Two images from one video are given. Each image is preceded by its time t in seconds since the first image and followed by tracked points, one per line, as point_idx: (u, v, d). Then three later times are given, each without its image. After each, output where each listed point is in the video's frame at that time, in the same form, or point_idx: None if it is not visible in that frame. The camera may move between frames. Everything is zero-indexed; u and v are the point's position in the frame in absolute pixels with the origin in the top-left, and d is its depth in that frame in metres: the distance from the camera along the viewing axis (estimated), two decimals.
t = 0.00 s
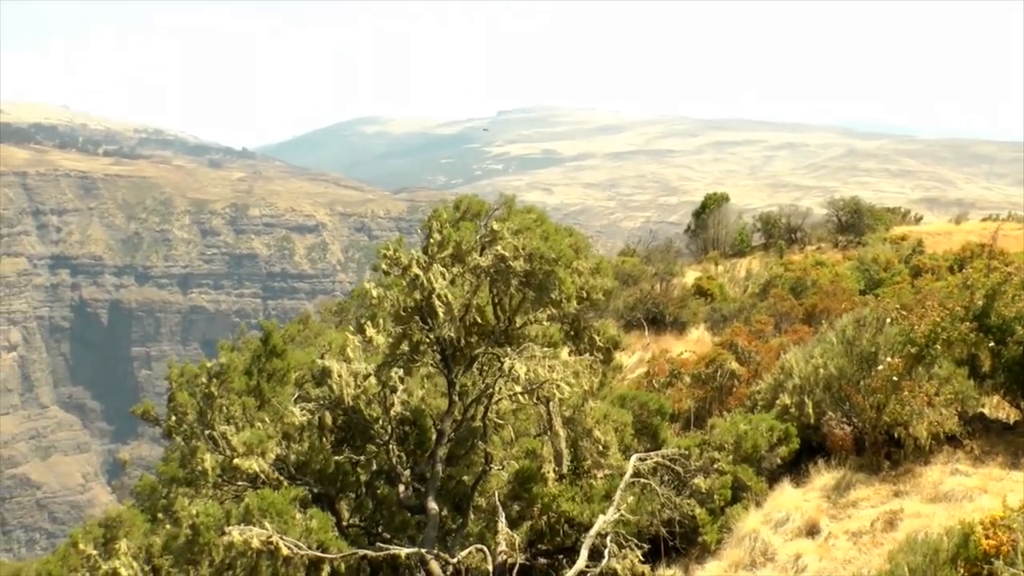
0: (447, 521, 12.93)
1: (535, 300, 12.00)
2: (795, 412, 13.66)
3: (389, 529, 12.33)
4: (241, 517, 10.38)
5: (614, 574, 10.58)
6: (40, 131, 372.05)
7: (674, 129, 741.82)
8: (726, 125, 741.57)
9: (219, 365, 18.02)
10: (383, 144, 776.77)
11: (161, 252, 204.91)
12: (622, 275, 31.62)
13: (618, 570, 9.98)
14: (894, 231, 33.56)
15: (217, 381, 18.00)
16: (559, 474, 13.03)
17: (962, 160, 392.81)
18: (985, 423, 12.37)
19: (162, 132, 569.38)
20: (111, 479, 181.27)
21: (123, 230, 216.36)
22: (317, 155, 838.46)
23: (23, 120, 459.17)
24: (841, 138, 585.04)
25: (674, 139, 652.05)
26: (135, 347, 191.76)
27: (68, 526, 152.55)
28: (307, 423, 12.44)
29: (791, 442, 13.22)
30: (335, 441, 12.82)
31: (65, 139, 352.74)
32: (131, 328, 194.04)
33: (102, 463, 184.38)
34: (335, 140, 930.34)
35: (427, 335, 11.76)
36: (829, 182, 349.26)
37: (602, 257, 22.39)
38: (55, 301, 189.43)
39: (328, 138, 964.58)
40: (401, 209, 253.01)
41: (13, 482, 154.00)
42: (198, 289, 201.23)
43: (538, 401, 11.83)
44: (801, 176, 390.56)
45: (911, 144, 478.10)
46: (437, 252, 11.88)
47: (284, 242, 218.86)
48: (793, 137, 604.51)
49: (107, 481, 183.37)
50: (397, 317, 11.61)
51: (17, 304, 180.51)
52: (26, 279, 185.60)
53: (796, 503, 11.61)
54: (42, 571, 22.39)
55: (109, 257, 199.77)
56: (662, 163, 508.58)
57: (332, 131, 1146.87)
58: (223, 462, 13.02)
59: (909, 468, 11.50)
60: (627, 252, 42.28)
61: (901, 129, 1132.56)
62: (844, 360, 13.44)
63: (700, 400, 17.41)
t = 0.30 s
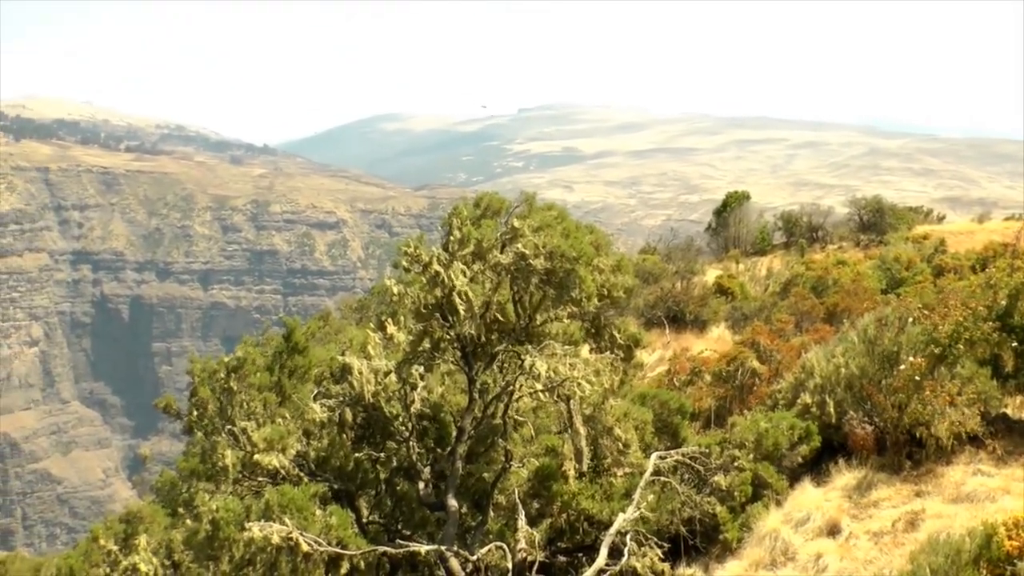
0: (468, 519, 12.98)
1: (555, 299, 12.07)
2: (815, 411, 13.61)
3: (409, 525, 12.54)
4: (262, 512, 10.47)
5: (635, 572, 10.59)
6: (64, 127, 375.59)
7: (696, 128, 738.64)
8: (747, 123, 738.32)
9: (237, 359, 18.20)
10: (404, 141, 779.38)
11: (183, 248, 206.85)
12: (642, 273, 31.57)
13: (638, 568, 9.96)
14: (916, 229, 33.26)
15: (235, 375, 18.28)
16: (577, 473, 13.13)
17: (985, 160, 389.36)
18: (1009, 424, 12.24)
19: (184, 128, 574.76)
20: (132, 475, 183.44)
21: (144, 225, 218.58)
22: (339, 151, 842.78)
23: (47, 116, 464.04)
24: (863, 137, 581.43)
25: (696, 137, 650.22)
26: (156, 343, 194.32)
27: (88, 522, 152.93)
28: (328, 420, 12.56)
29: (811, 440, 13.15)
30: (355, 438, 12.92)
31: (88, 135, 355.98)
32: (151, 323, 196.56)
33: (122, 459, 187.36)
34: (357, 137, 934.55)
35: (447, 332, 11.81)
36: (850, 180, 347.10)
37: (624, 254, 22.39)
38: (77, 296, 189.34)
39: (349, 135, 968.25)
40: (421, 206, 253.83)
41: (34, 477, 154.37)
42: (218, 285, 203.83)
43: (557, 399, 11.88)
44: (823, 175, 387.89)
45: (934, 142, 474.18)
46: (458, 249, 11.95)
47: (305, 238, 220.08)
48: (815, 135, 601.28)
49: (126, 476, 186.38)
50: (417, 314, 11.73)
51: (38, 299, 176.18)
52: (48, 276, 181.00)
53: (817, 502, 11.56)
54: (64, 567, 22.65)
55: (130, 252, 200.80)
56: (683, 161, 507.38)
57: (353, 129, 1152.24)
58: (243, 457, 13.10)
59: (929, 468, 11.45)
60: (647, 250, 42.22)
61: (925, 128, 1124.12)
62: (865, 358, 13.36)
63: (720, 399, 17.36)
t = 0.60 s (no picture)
0: (487, 516, 13.06)
1: (576, 297, 12.09)
2: (837, 411, 13.55)
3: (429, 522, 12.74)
4: (283, 508, 10.56)
5: (658, 571, 10.58)
6: (88, 123, 379.46)
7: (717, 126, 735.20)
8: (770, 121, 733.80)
9: (258, 356, 18.35)
10: (425, 138, 781.75)
11: (204, 244, 209.56)
12: (664, 271, 31.57)
13: (658, 567, 9.98)
14: (940, 228, 33.01)
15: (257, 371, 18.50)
16: (598, 469, 13.21)
17: (1010, 158, 385.06)
18: None
19: (205, 125, 579.14)
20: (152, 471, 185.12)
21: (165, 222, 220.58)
22: (361, 149, 846.06)
23: (71, 112, 468.82)
24: (886, 135, 576.59)
25: (717, 135, 646.93)
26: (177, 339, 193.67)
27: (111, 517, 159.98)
28: (349, 416, 12.67)
29: (834, 439, 13.06)
30: (376, 436, 13.00)
31: (111, 131, 359.27)
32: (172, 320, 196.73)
33: (141, 455, 189.31)
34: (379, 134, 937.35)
35: (467, 329, 11.91)
36: (873, 179, 344.40)
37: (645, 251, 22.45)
38: (98, 292, 194.37)
39: (370, 133, 971.51)
40: (442, 203, 254.33)
41: (55, 472, 155.35)
42: (239, 282, 204.55)
43: (577, 397, 11.95)
44: (845, 174, 384.98)
45: (958, 141, 469.42)
46: (480, 247, 12.00)
47: (325, 235, 221.11)
48: (837, 133, 597.16)
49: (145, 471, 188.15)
50: (438, 311, 11.85)
51: (60, 293, 182.59)
52: (70, 271, 188.26)
53: (839, 502, 11.52)
54: (87, 563, 22.95)
55: (151, 249, 204.72)
56: (704, 159, 504.96)
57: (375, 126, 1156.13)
58: (264, 453, 13.22)
59: (953, 469, 11.36)
60: (669, 249, 41.99)
61: (950, 126, 1112.96)
62: (888, 357, 13.30)
63: (741, 397, 17.32)
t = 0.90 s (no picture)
0: (508, 514, 13.16)
1: (599, 294, 12.07)
2: (860, 410, 13.47)
3: (450, 520, 12.81)
4: (304, 506, 10.65)
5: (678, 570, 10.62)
6: (112, 121, 382.45)
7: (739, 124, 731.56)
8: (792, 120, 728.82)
9: (281, 354, 18.37)
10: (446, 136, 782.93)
11: (225, 242, 210.17)
12: (685, 270, 31.51)
13: (680, 566, 10.01)
14: (964, 228, 32.71)
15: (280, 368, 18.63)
16: (619, 468, 13.19)
17: None
18: None
19: (227, 123, 583.10)
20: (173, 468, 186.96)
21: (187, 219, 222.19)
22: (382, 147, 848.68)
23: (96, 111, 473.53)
24: (910, 134, 571.20)
25: (739, 133, 643.35)
26: (199, 337, 196.39)
27: (132, 515, 165.42)
28: (370, 414, 12.78)
29: (857, 440, 13.01)
30: (397, 433, 13.05)
31: (134, 129, 362.26)
32: (193, 318, 198.32)
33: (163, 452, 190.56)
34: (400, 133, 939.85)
35: (488, 328, 12.04)
36: (896, 178, 341.30)
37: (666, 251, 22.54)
38: (120, 290, 194.46)
39: (392, 131, 973.97)
40: (463, 202, 254.34)
41: (77, 469, 162.26)
42: (261, 280, 204.81)
43: (600, 395, 12.01)
44: (867, 173, 381.84)
45: (984, 139, 464.24)
46: (502, 245, 12.07)
47: (347, 233, 221.83)
48: (861, 133, 592.24)
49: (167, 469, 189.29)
50: (460, 310, 12.00)
51: (82, 292, 182.55)
52: (92, 269, 187.42)
53: (860, 502, 11.48)
54: (108, 559, 23.30)
55: (173, 246, 204.62)
56: (726, 158, 502.29)
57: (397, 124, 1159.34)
58: (285, 451, 13.42)
59: (975, 469, 11.30)
60: (690, 248, 41.80)
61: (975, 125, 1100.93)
62: (910, 358, 13.23)
63: (763, 397, 17.25)
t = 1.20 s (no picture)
0: (533, 514, 13.13)
1: (623, 294, 12.11)
2: (886, 412, 13.43)
3: (474, 521, 12.78)
4: (329, 505, 10.73)
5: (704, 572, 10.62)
6: (137, 123, 386.14)
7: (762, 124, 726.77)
8: (816, 119, 724.10)
9: (304, 353, 18.44)
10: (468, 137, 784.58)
11: (249, 242, 211.52)
12: (708, 270, 31.52)
13: (704, 568, 10.02)
14: (990, 227, 32.41)
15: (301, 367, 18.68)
16: (642, 469, 13.14)
17: None
18: None
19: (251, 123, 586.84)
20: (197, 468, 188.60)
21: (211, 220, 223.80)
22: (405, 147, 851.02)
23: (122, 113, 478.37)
24: (935, 133, 565.66)
25: (763, 133, 639.75)
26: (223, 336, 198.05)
27: (156, 514, 168.76)
28: (394, 413, 12.91)
29: (883, 441, 12.94)
30: (420, 433, 13.17)
31: (158, 130, 365.25)
32: (218, 318, 199.59)
33: (187, 453, 192.33)
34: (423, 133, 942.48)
35: (512, 328, 12.14)
36: (921, 177, 338.13)
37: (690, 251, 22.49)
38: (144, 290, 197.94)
39: (415, 132, 976.36)
40: (486, 202, 254.20)
41: (102, 468, 165.42)
42: (284, 280, 206.52)
43: (625, 395, 12.06)
44: (892, 172, 378.57)
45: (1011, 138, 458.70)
46: (526, 244, 12.14)
47: (370, 233, 222.35)
48: (886, 133, 587.25)
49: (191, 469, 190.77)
50: (484, 310, 12.08)
51: (107, 292, 186.31)
52: (117, 270, 191.16)
53: (887, 502, 11.43)
54: (133, 559, 23.61)
55: (197, 246, 207.24)
56: (749, 158, 499.75)
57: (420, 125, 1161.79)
58: (310, 451, 13.57)
59: (1003, 470, 11.21)
60: (713, 248, 41.62)
61: (1001, 123, 1089.17)
62: (936, 358, 13.17)
63: (787, 397, 17.21)
